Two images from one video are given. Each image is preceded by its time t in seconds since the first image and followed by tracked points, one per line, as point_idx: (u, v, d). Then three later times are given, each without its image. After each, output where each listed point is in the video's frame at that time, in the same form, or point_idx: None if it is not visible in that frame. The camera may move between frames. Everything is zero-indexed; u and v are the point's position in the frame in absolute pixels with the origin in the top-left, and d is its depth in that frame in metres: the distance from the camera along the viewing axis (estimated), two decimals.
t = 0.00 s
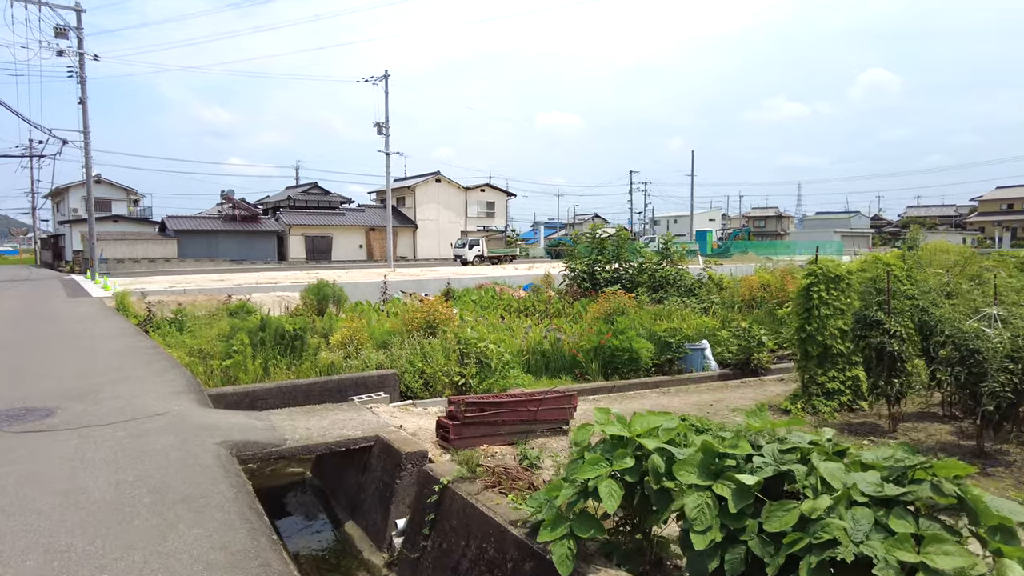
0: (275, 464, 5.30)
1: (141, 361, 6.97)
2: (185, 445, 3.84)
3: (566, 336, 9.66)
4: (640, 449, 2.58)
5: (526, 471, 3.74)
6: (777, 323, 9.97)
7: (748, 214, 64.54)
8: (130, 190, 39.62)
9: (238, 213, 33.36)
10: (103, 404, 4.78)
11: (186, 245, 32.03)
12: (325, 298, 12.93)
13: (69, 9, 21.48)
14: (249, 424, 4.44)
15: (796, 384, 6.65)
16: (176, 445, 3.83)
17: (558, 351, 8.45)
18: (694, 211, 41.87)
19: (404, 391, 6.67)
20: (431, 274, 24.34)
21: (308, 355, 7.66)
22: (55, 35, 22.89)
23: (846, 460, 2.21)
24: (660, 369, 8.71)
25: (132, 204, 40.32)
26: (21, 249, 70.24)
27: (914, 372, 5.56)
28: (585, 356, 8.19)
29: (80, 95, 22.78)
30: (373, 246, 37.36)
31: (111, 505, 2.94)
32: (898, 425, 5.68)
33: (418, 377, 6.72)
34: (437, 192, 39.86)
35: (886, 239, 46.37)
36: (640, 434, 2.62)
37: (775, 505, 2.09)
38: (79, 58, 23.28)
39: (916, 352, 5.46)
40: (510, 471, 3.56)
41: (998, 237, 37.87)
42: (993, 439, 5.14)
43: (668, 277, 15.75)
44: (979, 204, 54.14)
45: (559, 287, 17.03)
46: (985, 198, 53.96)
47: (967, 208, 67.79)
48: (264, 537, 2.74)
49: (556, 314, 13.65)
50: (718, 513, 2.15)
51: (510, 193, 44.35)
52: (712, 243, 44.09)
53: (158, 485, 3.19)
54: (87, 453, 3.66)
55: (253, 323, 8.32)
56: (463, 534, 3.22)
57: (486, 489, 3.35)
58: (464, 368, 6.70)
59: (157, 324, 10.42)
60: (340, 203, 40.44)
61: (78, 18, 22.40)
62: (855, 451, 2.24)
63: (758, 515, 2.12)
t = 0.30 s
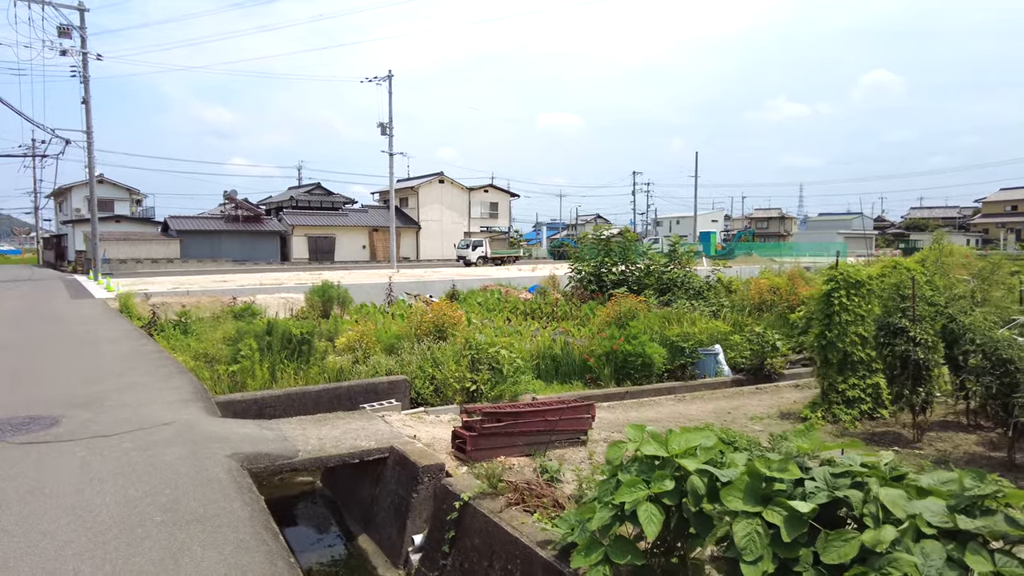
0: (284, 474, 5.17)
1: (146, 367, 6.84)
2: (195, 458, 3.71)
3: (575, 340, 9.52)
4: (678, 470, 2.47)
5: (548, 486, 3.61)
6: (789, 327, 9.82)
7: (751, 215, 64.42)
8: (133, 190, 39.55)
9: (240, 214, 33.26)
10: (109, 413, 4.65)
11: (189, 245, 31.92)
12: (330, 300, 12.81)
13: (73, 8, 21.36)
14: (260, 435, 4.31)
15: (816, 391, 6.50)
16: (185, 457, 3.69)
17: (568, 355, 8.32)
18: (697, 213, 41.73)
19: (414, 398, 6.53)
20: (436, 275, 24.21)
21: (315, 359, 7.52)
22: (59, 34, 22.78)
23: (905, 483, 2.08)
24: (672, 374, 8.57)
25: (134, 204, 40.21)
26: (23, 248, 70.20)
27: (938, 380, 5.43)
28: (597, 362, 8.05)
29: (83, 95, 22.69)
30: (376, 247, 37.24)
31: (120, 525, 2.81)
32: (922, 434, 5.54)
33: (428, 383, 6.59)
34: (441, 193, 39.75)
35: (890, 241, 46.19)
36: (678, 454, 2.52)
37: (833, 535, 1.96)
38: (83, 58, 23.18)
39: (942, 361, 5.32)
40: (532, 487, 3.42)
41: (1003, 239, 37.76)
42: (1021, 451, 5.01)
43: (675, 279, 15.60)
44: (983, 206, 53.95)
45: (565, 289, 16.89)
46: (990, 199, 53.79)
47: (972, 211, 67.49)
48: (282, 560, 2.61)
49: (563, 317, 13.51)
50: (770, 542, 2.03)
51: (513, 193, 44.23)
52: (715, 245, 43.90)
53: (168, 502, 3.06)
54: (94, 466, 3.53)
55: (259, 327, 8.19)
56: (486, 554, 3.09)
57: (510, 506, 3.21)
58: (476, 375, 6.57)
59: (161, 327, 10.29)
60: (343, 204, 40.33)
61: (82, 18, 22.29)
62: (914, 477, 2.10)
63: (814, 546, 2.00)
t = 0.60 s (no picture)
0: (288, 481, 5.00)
1: (145, 370, 6.68)
2: (194, 467, 3.54)
3: (582, 342, 9.35)
4: (713, 484, 2.34)
5: (565, 497, 3.44)
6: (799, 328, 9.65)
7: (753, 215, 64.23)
8: (134, 190, 39.44)
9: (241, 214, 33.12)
10: (105, 419, 4.48)
11: (190, 246, 31.78)
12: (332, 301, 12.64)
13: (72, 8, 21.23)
14: (262, 442, 4.14)
15: (833, 394, 6.31)
16: (184, 467, 3.52)
17: (576, 357, 8.15)
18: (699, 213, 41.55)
19: (420, 402, 6.36)
20: (438, 276, 24.04)
21: (318, 361, 7.36)
22: (59, 34, 22.66)
23: (967, 500, 1.90)
24: (682, 377, 8.39)
25: (135, 205, 40.08)
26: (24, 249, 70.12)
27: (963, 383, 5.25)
28: (607, 364, 7.88)
29: (84, 95, 22.55)
30: (377, 247, 37.09)
31: (114, 542, 2.65)
32: (945, 438, 5.37)
33: (435, 387, 6.41)
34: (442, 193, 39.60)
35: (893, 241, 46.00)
36: (711, 467, 2.38)
37: (891, 558, 1.79)
38: (83, 58, 23.05)
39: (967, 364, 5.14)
40: (549, 498, 3.25)
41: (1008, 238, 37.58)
42: None
43: (681, 280, 15.43)
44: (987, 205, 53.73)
45: (570, 290, 16.72)
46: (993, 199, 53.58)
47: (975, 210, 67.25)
48: None
49: (568, 318, 13.34)
50: (821, 565, 1.87)
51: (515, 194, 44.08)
52: (718, 244, 43.70)
53: (165, 516, 2.89)
54: (88, 476, 3.36)
55: (261, 328, 8.02)
56: (501, 570, 2.92)
57: (526, 520, 3.05)
58: (484, 378, 6.40)
59: (161, 328, 10.13)
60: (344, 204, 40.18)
61: (82, 18, 22.17)
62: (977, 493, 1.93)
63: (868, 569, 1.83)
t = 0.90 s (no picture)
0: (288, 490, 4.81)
1: (141, 374, 6.48)
2: (191, 481, 3.35)
3: (588, 343, 9.16)
4: (753, 505, 2.17)
5: (583, 511, 3.25)
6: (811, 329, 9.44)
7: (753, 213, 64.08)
8: (132, 189, 39.21)
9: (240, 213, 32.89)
10: (97, 428, 4.28)
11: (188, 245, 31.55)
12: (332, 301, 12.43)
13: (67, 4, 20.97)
14: (262, 452, 3.95)
15: (850, 397, 6.12)
16: (179, 481, 3.33)
17: (582, 359, 7.98)
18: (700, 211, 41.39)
19: (424, 406, 6.16)
20: (439, 275, 23.83)
21: (319, 364, 7.16)
22: (54, 31, 22.41)
23: None
24: (692, 378, 8.19)
25: (132, 205, 39.84)
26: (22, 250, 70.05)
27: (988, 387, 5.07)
28: (615, 366, 7.68)
29: (79, 93, 22.30)
30: (377, 246, 36.87)
31: (103, 566, 2.46)
32: (969, 444, 5.19)
33: (440, 390, 6.22)
34: (442, 191, 39.39)
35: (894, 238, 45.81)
36: (750, 486, 2.20)
37: None
38: (79, 55, 22.81)
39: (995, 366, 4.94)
40: (568, 514, 3.06)
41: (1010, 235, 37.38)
42: None
43: (685, 278, 15.25)
44: (988, 202, 53.57)
45: (572, 289, 16.52)
46: (994, 196, 53.42)
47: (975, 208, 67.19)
48: None
49: (572, 318, 13.15)
50: None
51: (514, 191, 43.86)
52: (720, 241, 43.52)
53: (158, 536, 2.71)
54: (77, 490, 3.17)
55: (260, 330, 7.83)
56: None
57: (545, 538, 2.86)
58: (490, 381, 6.21)
59: (158, 330, 9.92)
60: (343, 203, 39.95)
61: (77, 14, 21.92)
62: None
63: None
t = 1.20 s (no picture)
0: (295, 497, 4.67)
1: (142, 377, 6.34)
2: (194, 491, 3.20)
3: (596, 344, 9.01)
4: (801, 523, 2.04)
5: (604, 524, 3.11)
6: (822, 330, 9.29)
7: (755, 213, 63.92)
8: (132, 189, 39.10)
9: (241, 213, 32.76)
10: (98, 434, 4.14)
11: (189, 245, 31.43)
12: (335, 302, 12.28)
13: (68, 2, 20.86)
14: (268, 460, 3.81)
15: (869, 401, 5.96)
16: (183, 492, 3.18)
17: (591, 361, 7.84)
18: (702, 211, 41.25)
19: (432, 411, 6.00)
20: (442, 275, 23.70)
21: (324, 366, 7.01)
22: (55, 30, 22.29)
23: None
24: (703, 381, 8.03)
25: (133, 205, 39.71)
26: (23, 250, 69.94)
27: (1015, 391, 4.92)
28: (626, 370, 7.52)
29: (80, 92, 22.18)
30: (378, 246, 36.74)
31: None
32: (994, 450, 5.04)
33: (448, 394, 6.05)
34: (444, 191, 39.26)
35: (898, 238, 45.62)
36: (795, 502, 2.07)
37: None
38: (80, 54, 22.67)
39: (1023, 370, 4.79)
40: (591, 527, 2.92)
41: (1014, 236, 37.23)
42: None
43: (691, 278, 15.10)
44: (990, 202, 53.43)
45: (576, 289, 16.37)
46: (996, 196, 53.27)
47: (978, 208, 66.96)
48: None
49: (577, 319, 13.01)
50: None
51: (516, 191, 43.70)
52: (722, 242, 43.36)
53: (161, 552, 2.56)
54: (76, 500, 3.03)
55: (263, 331, 7.67)
56: None
57: (568, 554, 2.72)
58: (500, 385, 6.07)
59: (159, 331, 9.79)
60: (345, 203, 39.83)
61: (78, 13, 21.81)
62: None
63: None
